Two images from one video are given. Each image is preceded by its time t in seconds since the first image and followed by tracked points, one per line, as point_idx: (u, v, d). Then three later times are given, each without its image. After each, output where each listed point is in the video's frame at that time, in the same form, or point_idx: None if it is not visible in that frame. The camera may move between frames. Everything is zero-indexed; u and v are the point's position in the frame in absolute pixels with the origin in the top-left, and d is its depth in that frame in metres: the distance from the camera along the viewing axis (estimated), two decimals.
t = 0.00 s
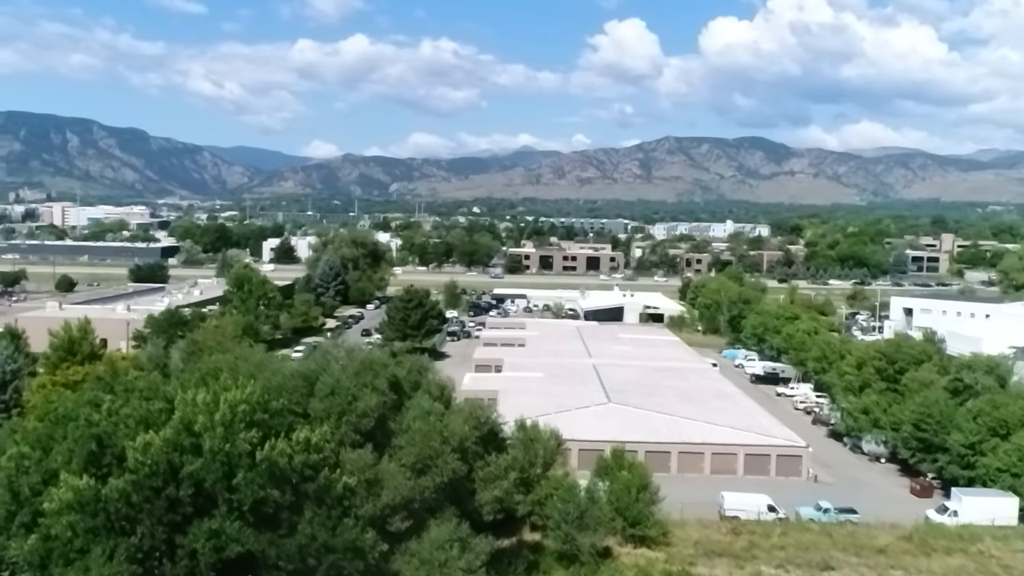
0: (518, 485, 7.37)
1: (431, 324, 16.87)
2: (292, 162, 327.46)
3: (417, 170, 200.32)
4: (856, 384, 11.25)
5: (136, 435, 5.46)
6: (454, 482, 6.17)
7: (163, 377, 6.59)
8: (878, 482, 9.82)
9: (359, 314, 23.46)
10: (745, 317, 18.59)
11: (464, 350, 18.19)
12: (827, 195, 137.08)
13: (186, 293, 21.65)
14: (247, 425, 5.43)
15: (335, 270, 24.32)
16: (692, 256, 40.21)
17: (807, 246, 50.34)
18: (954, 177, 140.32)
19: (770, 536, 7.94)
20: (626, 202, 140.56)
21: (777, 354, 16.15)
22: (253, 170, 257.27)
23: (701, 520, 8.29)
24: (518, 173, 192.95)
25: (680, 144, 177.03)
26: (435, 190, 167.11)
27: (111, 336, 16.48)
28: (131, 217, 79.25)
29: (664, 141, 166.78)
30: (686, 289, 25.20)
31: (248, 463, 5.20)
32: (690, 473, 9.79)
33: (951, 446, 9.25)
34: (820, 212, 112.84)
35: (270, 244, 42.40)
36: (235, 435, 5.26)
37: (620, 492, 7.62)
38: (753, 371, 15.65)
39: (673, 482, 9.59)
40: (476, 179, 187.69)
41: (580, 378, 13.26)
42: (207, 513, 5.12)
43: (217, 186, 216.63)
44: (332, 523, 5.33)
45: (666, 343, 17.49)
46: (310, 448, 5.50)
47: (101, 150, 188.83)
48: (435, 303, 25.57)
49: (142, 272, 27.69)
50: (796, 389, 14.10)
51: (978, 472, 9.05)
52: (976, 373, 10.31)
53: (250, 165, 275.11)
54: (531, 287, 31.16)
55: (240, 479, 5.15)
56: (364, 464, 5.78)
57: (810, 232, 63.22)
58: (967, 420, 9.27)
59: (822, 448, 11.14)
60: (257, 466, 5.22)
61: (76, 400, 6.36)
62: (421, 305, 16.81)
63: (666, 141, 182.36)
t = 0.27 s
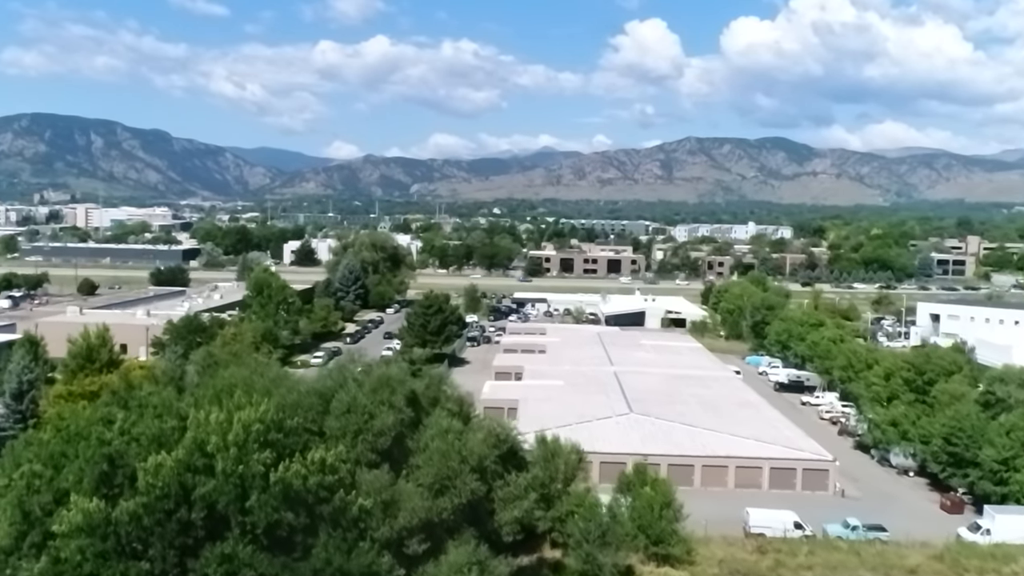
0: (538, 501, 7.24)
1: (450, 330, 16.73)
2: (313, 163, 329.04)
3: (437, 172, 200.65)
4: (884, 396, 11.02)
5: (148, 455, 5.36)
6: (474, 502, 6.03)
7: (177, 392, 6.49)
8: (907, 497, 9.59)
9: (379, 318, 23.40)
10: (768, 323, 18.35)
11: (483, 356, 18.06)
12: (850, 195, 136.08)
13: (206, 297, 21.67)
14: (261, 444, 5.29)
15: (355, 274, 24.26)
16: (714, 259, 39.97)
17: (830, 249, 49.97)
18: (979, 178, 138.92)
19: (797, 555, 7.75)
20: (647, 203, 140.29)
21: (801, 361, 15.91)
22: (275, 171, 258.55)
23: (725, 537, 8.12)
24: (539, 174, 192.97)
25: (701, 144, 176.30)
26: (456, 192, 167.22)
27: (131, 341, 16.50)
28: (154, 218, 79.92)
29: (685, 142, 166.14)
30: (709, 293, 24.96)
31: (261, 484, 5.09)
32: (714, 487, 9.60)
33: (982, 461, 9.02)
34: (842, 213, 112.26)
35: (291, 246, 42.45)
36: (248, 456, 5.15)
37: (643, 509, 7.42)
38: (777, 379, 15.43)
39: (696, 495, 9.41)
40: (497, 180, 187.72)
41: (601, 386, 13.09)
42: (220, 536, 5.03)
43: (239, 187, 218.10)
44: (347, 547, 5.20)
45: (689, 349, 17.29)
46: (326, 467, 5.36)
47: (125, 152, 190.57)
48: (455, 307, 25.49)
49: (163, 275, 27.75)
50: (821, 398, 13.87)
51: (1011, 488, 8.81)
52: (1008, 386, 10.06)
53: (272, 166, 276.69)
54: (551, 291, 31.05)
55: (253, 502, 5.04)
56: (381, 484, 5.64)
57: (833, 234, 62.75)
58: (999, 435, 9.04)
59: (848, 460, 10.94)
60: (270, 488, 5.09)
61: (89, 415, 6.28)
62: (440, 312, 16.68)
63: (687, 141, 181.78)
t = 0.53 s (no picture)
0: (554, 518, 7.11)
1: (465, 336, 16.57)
2: (330, 164, 330.04)
3: (453, 173, 201.01)
4: (909, 407, 10.77)
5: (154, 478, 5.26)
6: (489, 524, 5.88)
7: (186, 408, 6.37)
8: (933, 513, 9.36)
9: (394, 322, 23.27)
10: (788, 329, 18.09)
11: (499, 362, 17.88)
12: (868, 196, 135.23)
13: (222, 301, 21.61)
14: (270, 465, 5.16)
15: (370, 278, 24.16)
16: (732, 262, 39.66)
17: (849, 252, 49.54)
18: (999, 179, 137.74)
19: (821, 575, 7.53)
20: (663, 204, 139.94)
21: (822, 370, 15.66)
22: (292, 172, 259.51)
23: (746, 555, 7.93)
24: (555, 175, 192.70)
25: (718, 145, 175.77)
26: (471, 193, 167.23)
27: (144, 347, 16.45)
28: (170, 220, 80.23)
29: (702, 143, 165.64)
30: (727, 297, 24.70)
31: (269, 508, 4.96)
32: (734, 501, 9.39)
33: (1011, 477, 8.76)
34: (860, 214, 111.71)
35: (307, 249, 42.44)
36: (256, 479, 5.02)
37: (662, 525, 7.03)
38: (797, 388, 15.20)
39: (715, 510, 9.21)
40: (513, 181, 187.57)
41: (618, 395, 12.89)
42: (226, 562, 4.94)
43: (256, 188, 219.06)
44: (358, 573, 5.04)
45: (707, 356, 17.06)
46: (336, 488, 5.21)
47: (143, 153, 191.80)
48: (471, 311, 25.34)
49: (179, 279, 27.72)
50: (843, 408, 13.65)
51: None
52: None
53: (289, 167, 277.73)
54: (567, 295, 30.85)
55: (261, 526, 4.94)
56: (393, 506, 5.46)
57: (851, 236, 62.24)
58: None
59: (871, 473, 10.71)
60: (278, 511, 4.97)
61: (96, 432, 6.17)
62: (456, 317, 16.51)
63: (704, 141, 181.19)
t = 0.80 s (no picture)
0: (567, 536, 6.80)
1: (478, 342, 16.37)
2: (343, 164, 330.81)
3: (466, 174, 201.23)
4: (931, 419, 10.53)
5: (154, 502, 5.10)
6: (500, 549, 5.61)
7: (189, 425, 6.22)
8: (957, 529, 9.13)
9: (406, 326, 23.09)
10: (805, 336, 17.83)
11: (511, 369, 17.69)
12: (883, 197, 134.61)
13: (233, 305, 21.49)
14: (273, 489, 4.98)
15: (382, 282, 24.03)
16: (745, 265, 39.38)
17: (863, 254, 49.19)
18: (1015, 180, 136.88)
19: None
20: (676, 204, 139.61)
21: (839, 377, 15.40)
22: (305, 173, 260.29)
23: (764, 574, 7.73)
24: (568, 175, 192.55)
25: (732, 146, 175.32)
26: (484, 194, 167.25)
27: (154, 352, 16.34)
28: (184, 222, 80.52)
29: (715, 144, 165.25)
30: (742, 301, 24.46)
31: (272, 535, 4.79)
32: (752, 516, 9.15)
33: None
34: (875, 215, 111.23)
35: (319, 251, 42.41)
36: (257, 502, 4.85)
37: (678, 547, 6.46)
38: (814, 395, 14.98)
39: (732, 525, 8.99)
40: (526, 182, 187.49)
41: (633, 405, 12.66)
42: None
43: (270, 189, 219.76)
44: None
45: (722, 363, 16.83)
46: (342, 513, 5.03)
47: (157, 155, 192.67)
48: (483, 315, 25.15)
49: (191, 282, 27.59)
50: (861, 417, 13.42)
51: None
52: None
53: (302, 168, 278.50)
54: (580, 299, 30.64)
55: (263, 554, 4.77)
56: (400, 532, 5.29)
57: (866, 238, 61.83)
58: None
59: (892, 486, 10.49)
60: (281, 538, 4.80)
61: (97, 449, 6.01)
62: (468, 323, 16.32)
63: (717, 142, 180.75)
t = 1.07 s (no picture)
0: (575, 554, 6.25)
1: (485, 348, 16.11)
2: (352, 165, 331.25)
3: (475, 174, 201.24)
4: (949, 430, 10.29)
5: (146, 528, 4.91)
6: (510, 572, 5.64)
7: (185, 444, 6.06)
8: (977, 545, 8.91)
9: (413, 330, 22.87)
10: (817, 341, 17.57)
11: (519, 375, 17.44)
12: (893, 197, 134.09)
13: (238, 310, 21.31)
14: (271, 514, 4.80)
15: (389, 285, 23.84)
16: (756, 267, 39.08)
17: (875, 256, 48.85)
18: None
19: None
20: (686, 205, 139.31)
21: (853, 384, 15.15)
22: (314, 173, 260.72)
23: None
24: (576, 176, 192.34)
25: (741, 146, 174.87)
26: (493, 194, 167.18)
27: (158, 358, 16.15)
28: (193, 223, 80.61)
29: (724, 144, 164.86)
30: (753, 305, 24.19)
31: (268, 563, 4.61)
32: (767, 531, 8.92)
33: None
34: (885, 216, 110.79)
35: (327, 253, 42.29)
36: (253, 529, 4.66)
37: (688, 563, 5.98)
38: (829, 403, 14.74)
39: (746, 541, 8.77)
40: (534, 182, 187.34)
41: (644, 412, 12.44)
42: None
43: (279, 189, 220.09)
44: None
45: (734, 369, 16.58)
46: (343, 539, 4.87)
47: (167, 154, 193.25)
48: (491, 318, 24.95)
49: (197, 286, 27.41)
50: (876, 425, 13.19)
51: None
52: None
53: (311, 169, 278.88)
54: (590, 302, 30.40)
55: None
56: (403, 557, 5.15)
57: (877, 240, 61.44)
58: None
59: (909, 499, 10.25)
60: (278, 565, 4.61)
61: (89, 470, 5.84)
62: (475, 329, 16.06)
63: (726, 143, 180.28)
